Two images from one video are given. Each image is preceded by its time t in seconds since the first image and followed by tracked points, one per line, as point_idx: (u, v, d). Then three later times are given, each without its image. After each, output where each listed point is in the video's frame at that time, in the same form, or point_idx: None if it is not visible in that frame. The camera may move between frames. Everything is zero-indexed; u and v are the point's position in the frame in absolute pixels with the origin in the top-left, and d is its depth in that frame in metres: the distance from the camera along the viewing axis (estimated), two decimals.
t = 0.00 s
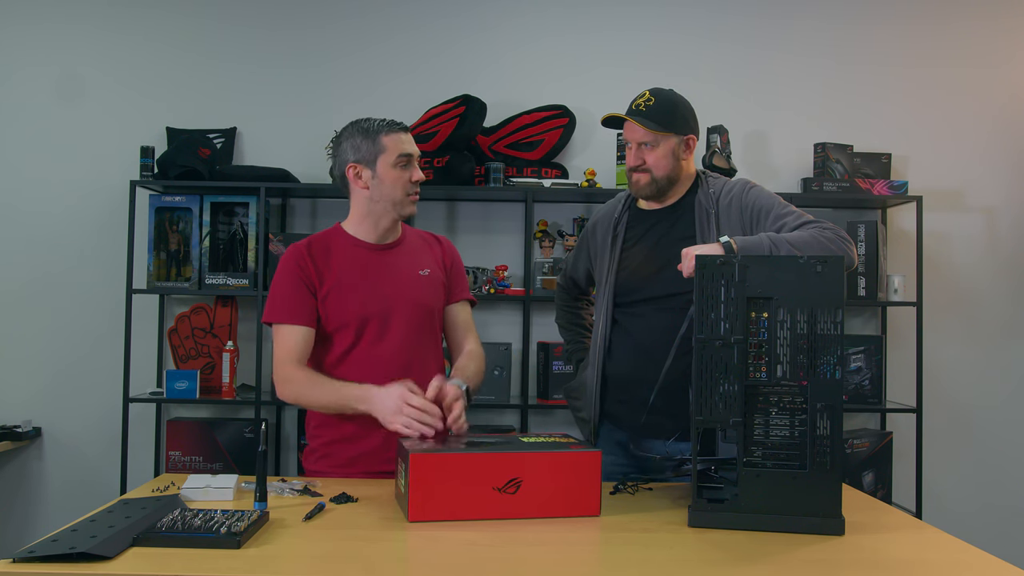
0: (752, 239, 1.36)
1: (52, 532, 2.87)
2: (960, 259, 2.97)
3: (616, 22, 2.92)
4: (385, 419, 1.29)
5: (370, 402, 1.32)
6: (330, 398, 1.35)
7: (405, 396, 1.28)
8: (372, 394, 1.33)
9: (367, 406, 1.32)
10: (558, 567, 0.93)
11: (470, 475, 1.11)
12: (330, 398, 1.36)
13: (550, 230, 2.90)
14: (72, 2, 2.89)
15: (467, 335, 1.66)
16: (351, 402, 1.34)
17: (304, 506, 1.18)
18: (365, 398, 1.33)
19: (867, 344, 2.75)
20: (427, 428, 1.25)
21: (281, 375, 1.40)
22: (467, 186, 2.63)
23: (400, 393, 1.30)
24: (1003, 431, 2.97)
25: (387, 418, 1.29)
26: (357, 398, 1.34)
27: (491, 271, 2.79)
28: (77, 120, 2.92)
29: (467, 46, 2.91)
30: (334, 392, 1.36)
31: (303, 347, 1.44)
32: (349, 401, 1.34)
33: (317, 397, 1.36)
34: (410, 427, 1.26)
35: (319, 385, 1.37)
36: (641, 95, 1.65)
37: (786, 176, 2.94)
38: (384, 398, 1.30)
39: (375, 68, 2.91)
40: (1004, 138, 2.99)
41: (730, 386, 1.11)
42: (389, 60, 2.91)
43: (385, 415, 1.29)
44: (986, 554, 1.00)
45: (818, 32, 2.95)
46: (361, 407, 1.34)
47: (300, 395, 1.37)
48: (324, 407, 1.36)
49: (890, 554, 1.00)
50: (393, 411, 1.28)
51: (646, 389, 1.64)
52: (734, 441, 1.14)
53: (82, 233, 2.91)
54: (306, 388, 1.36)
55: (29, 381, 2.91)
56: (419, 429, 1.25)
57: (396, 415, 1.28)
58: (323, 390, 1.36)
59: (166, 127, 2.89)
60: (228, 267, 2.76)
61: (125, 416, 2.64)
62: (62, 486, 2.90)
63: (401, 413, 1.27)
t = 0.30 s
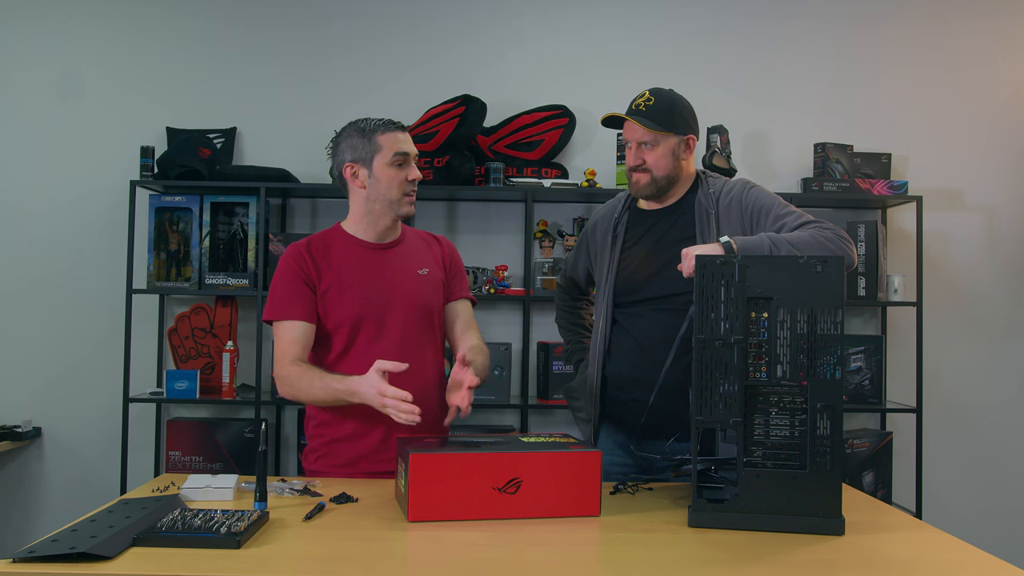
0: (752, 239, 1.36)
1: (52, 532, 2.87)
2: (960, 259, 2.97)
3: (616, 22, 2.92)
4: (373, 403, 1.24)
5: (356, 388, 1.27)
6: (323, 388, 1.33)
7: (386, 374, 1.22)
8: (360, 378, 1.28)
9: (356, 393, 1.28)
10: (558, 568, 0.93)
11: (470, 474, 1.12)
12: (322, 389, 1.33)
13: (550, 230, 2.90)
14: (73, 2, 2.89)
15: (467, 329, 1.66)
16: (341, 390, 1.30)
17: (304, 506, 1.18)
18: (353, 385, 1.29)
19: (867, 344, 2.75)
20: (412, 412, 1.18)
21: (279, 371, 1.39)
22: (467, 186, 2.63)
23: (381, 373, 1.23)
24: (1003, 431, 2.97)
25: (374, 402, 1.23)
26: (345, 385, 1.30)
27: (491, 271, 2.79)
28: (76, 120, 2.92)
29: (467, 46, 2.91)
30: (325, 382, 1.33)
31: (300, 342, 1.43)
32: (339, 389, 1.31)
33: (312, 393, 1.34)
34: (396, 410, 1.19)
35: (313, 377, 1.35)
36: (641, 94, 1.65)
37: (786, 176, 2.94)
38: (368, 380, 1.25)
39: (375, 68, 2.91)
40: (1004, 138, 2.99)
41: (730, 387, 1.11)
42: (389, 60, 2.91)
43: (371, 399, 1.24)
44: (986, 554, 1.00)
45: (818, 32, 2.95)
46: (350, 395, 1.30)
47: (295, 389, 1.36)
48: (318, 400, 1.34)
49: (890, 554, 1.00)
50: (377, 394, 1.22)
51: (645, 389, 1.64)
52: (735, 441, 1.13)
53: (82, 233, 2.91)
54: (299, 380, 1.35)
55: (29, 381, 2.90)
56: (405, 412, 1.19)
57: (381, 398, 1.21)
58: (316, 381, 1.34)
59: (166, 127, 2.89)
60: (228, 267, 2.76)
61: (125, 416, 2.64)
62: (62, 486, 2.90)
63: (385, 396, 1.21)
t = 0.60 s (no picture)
0: (752, 239, 1.36)
1: (52, 532, 2.87)
2: (960, 259, 2.97)
3: (616, 22, 2.92)
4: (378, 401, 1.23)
5: (363, 388, 1.27)
6: (326, 389, 1.32)
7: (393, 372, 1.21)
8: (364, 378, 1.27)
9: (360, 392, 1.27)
10: (557, 568, 0.93)
11: (470, 474, 1.11)
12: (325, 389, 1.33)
13: (550, 230, 2.90)
14: (73, 2, 2.89)
15: (467, 329, 1.66)
16: (344, 390, 1.30)
17: (304, 506, 1.18)
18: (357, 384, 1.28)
19: (867, 344, 2.75)
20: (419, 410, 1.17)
21: (280, 371, 1.39)
22: (466, 186, 2.63)
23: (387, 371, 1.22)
24: (1003, 431, 2.97)
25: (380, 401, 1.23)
26: (349, 385, 1.29)
27: (491, 271, 2.79)
28: (76, 120, 2.92)
29: (467, 46, 2.91)
30: (329, 382, 1.33)
31: (302, 343, 1.43)
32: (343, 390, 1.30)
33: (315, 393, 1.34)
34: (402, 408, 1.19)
35: (315, 377, 1.35)
36: (641, 95, 1.65)
37: (786, 176, 2.94)
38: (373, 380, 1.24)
39: (375, 67, 2.91)
40: (1004, 138, 2.99)
41: (730, 387, 1.11)
42: (389, 60, 2.91)
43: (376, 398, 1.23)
44: (985, 554, 1.00)
45: (818, 32, 2.95)
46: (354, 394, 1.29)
47: (297, 389, 1.36)
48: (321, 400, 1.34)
49: (890, 554, 1.00)
50: (382, 393, 1.22)
51: (646, 389, 1.64)
52: (735, 441, 1.13)
53: (82, 233, 2.91)
54: (302, 381, 1.35)
55: (29, 381, 2.90)
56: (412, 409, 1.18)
57: (386, 397, 1.21)
58: (318, 382, 1.34)
59: (166, 127, 2.89)
60: (228, 267, 2.76)
61: (125, 416, 2.64)
62: (62, 486, 2.90)
63: (392, 394, 1.20)
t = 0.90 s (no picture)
0: (753, 239, 1.36)
1: (52, 532, 2.87)
2: (960, 259, 2.97)
3: (616, 22, 2.92)
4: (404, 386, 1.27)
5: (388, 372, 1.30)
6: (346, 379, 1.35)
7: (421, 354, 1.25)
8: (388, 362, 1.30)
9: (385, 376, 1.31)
10: (557, 568, 0.93)
11: (470, 475, 1.11)
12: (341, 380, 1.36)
13: (550, 230, 2.90)
14: (73, 2, 2.89)
15: (470, 327, 1.66)
16: (367, 376, 1.33)
17: (304, 506, 1.18)
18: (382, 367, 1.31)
19: (867, 344, 2.75)
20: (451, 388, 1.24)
21: (284, 368, 1.40)
22: (466, 186, 2.63)
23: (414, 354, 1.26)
24: (1003, 431, 2.97)
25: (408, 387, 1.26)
26: (373, 371, 1.32)
27: (491, 271, 2.79)
28: (76, 120, 2.92)
29: (467, 46, 2.91)
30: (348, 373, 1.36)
31: (306, 341, 1.44)
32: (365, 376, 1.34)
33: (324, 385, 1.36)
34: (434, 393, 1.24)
35: (326, 372, 1.37)
36: (641, 95, 1.65)
37: (786, 176, 2.94)
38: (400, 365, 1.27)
39: (375, 68, 2.91)
40: (1004, 138, 2.99)
41: (730, 387, 1.11)
42: (389, 60, 2.91)
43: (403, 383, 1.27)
44: (985, 554, 1.00)
45: (818, 32, 2.95)
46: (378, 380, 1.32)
47: (302, 386, 1.37)
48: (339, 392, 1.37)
49: (890, 554, 1.00)
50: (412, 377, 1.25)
51: (646, 389, 1.64)
52: (734, 441, 1.13)
53: (82, 233, 2.91)
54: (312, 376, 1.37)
55: (29, 381, 2.90)
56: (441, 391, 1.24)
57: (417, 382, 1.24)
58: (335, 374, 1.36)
59: (166, 127, 2.89)
60: (228, 267, 2.76)
61: (125, 416, 2.64)
62: (62, 486, 2.90)
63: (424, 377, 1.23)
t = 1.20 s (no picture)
0: (753, 239, 1.36)
1: (52, 532, 2.88)
2: (960, 259, 2.97)
3: (616, 22, 2.92)
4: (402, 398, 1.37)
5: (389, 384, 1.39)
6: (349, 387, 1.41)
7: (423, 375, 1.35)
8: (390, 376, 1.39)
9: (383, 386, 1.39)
10: (557, 568, 0.93)
11: (470, 474, 1.11)
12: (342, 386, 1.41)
13: (550, 230, 2.90)
14: (73, 2, 2.89)
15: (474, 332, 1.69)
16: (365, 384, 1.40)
17: (304, 506, 1.18)
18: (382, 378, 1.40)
19: (867, 344, 2.75)
20: (450, 406, 1.35)
21: (283, 369, 1.42)
22: (466, 186, 2.63)
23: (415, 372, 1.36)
24: (1002, 430, 2.97)
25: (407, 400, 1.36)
26: (372, 380, 1.40)
27: (491, 271, 2.79)
28: (76, 120, 2.92)
29: (467, 46, 2.91)
30: (351, 381, 1.41)
31: (306, 342, 1.46)
32: (364, 384, 1.40)
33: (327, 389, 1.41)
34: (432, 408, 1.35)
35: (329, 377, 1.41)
36: (641, 95, 1.65)
37: (786, 176, 2.94)
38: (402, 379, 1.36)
39: (375, 68, 2.91)
40: (1004, 138, 2.99)
41: (730, 386, 1.11)
42: (389, 60, 2.91)
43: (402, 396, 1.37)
44: (985, 554, 1.00)
45: (818, 32, 2.95)
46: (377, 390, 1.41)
47: (300, 388, 1.41)
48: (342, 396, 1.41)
49: (890, 554, 1.00)
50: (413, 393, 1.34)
51: (646, 389, 1.64)
52: (735, 441, 1.13)
53: (82, 233, 2.91)
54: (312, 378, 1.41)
55: (29, 382, 2.90)
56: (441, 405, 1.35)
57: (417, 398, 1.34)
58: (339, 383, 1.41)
59: (166, 127, 2.89)
60: (228, 267, 2.76)
61: (125, 416, 2.64)
62: (62, 487, 2.90)
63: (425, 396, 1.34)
